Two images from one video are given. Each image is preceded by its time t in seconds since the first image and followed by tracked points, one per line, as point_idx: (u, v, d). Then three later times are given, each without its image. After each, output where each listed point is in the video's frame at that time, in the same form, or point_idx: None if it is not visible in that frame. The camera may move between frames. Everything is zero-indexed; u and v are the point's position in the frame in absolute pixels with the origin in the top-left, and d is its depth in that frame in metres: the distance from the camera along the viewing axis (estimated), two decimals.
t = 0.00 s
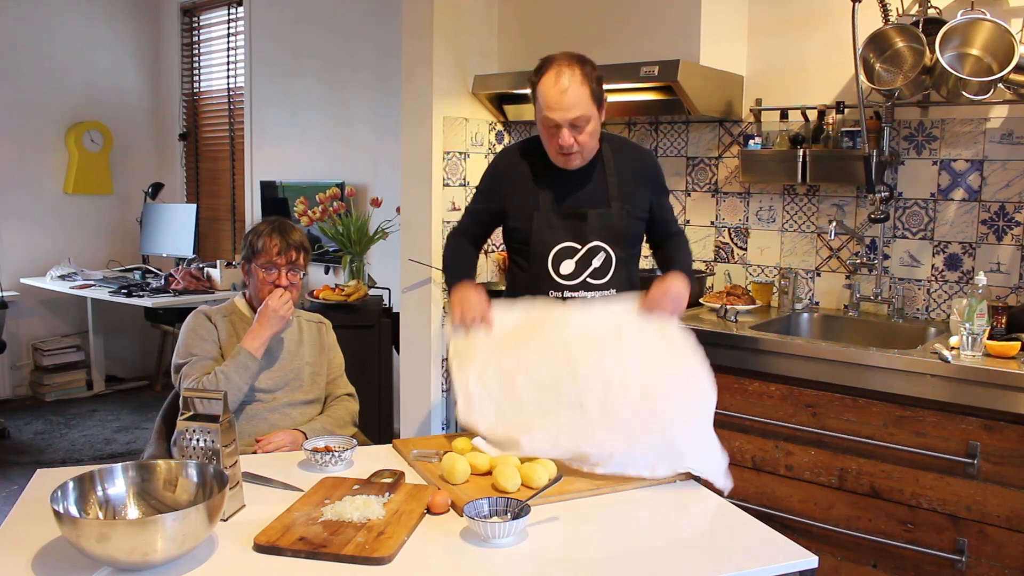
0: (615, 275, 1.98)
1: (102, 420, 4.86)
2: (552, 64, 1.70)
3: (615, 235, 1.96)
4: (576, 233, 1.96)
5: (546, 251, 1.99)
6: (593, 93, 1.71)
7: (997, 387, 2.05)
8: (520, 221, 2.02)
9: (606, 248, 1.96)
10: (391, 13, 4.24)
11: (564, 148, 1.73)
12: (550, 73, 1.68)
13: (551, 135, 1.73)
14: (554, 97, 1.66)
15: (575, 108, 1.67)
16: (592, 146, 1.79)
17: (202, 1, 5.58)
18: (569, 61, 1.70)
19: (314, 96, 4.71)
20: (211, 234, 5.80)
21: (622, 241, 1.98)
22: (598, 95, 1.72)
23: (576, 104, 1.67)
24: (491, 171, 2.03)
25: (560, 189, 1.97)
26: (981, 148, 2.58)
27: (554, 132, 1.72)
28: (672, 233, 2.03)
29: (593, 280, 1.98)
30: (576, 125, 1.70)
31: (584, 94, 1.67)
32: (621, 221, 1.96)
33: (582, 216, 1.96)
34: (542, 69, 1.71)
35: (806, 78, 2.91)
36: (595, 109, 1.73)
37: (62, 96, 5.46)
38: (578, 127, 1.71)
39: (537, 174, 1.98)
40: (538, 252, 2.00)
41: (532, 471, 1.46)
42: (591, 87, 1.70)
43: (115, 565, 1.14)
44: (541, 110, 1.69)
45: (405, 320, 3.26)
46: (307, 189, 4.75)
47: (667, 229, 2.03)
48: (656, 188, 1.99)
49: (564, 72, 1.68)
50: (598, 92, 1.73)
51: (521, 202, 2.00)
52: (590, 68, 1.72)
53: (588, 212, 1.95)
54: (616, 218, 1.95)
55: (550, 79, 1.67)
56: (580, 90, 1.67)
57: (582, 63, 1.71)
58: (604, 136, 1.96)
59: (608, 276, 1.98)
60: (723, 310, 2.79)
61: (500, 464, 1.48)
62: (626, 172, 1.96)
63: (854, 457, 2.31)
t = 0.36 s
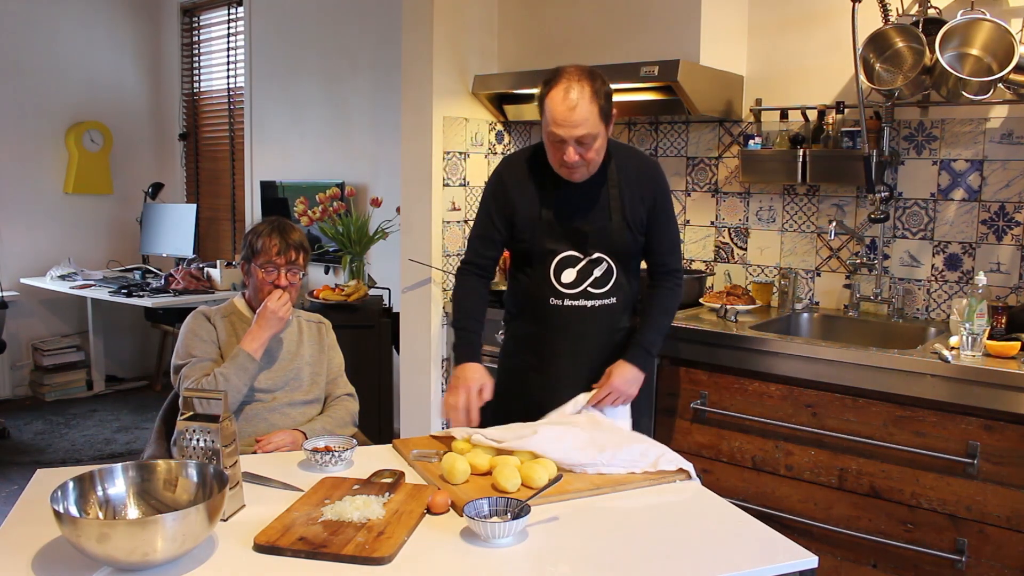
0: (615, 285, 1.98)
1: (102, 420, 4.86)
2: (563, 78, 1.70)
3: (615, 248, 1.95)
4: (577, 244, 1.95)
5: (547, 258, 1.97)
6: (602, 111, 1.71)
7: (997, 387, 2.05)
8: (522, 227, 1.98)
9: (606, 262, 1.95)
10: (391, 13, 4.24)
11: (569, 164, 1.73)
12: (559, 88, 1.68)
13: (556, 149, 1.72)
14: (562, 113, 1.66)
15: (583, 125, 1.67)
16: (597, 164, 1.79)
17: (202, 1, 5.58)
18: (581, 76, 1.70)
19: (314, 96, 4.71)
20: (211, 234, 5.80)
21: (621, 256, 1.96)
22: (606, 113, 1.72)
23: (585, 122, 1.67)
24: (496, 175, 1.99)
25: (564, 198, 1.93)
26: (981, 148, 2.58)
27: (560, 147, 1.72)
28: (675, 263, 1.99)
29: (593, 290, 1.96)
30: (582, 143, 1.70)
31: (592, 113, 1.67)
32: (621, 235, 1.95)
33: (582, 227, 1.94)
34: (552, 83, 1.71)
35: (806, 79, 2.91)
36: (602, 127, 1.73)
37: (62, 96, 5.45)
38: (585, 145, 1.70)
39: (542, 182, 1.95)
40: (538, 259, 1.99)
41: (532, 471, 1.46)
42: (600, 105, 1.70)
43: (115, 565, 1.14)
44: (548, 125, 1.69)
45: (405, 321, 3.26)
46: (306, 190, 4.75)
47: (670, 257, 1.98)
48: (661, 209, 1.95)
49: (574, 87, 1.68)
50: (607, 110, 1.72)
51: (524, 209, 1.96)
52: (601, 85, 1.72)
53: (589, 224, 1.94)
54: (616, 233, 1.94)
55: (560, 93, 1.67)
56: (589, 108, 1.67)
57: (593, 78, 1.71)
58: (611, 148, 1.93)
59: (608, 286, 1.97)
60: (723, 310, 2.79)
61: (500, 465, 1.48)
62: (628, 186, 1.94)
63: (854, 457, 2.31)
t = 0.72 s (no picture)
0: (624, 298, 1.96)
1: (102, 420, 4.86)
2: (580, 104, 1.62)
3: (627, 264, 1.93)
4: (587, 257, 1.94)
5: (558, 268, 1.97)
6: (618, 140, 1.63)
7: (997, 388, 2.05)
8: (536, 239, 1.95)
9: (619, 276, 1.94)
10: (391, 13, 4.23)
11: (581, 193, 1.66)
12: (575, 113, 1.61)
13: (568, 177, 1.65)
14: (576, 139, 1.58)
15: (598, 155, 1.59)
16: (610, 193, 1.72)
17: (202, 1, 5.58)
18: (599, 102, 1.62)
19: (315, 96, 4.70)
20: (211, 234, 5.80)
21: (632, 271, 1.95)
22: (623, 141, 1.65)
23: (599, 152, 1.59)
24: (513, 185, 1.95)
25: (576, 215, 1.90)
26: (981, 148, 2.58)
27: (571, 176, 1.64)
28: (686, 288, 1.91)
29: (600, 301, 1.96)
30: (596, 173, 1.62)
31: (608, 142, 1.60)
32: (632, 252, 1.92)
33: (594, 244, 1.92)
34: (568, 107, 1.63)
35: (806, 79, 2.91)
36: (617, 156, 1.65)
37: (62, 96, 5.45)
38: (599, 175, 1.63)
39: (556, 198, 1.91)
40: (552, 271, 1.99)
41: (532, 471, 1.46)
42: (616, 134, 1.62)
43: (115, 565, 1.14)
44: (562, 150, 1.62)
45: (405, 321, 3.26)
46: (306, 190, 4.75)
47: (677, 280, 1.90)
48: (671, 228, 1.90)
49: (591, 115, 1.60)
50: (622, 139, 1.64)
51: (539, 221, 1.92)
52: (620, 111, 1.64)
53: (599, 240, 1.92)
54: (627, 251, 1.91)
55: (576, 119, 1.60)
56: (606, 136, 1.60)
57: (612, 105, 1.63)
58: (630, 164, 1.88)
59: (616, 299, 1.96)
60: (723, 310, 2.79)
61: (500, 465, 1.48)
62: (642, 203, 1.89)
63: (853, 457, 2.31)
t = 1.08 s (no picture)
0: (647, 308, 1.93)
1: (102, 420, 4.86)
2: (618, 115, 1.60)
3: (646, 276, 1.90)
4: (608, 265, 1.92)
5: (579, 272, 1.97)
6: (652, 155, 1.60)
7: (997, 387, 2.05)
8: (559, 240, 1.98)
9: (639, 286, 1.91)
10: (391, 12, 4.23)
11: (608, 206, 1.63)
12: (610, 124, 1.59)
13: (597, 188, 1.63)
14: (610, 151, 1.56)
15: (630, 168, 1.57)
16: (638, 209, 1.69)
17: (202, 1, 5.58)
18: (636, 115, 1.60)
19: (315, 96, 4.70)
20: (211, 235, 5.80)
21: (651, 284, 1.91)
22: (657, 156, 1.62)
23: (632, 165, 1.57)
24: (541, 184, 1.99)
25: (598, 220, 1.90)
26: (981, 148, 2.58)
27: (600, 187, 1.62)
28: (697, 308, 1.81)
29: (621, 309, 1.94)
30: (626, 186, 1.59)
31: (642, 156, 1.57)
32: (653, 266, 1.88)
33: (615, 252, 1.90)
34: (605, 117, 1.62)
35: (806, 79, 2.91)
36: (650, 171, 1.62)
37: (61, 96, 5.45)
38: (628, 189, 1.60)
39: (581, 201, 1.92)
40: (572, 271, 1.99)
41: (532, 471, 1.46)
42: (651, 149, 1.59)
43: (115, 565, 1.14)
44: (594, 160, 1.60)
45: (405, 320, 3.26)
46: (307, 190, 4.75)
47: (685, 295, 1.81)
48: (691, 243, 1.83)
49: (628, 128, 1.58)
50: (656, 153, 1.62)
51: (559, 221, 1.95)
52: (658, 126, 1.62)
53: (621, 249, 1.90)
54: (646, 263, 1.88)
55: (612, 130, 1.58)
56: (640, 151, 1.57)
57: (651, 119, 1.61)
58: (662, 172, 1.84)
59: (638, 308, 1.93)
60: (723, 310, 2.79)
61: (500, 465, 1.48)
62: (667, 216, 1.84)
63: (853, 457, 2.31)
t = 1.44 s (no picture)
0: (628, 309, 1.91)
1: (102, 420, 4.86)
2: (561, 130, 1.53)
3: (628, 279, 1.84)
4: (587, 274, 1.86)
5: (558, 284, 1.90)
6: (600, 167, 1.53)
7: (997, 387, 2.05)
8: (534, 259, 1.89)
9: (622, 289, 1.86)
10: (391, 12, 4.23)
11: (563, 223, 1.57)
12: (553, 140, 1.52)
13: (549, 206, 1.56)
14: (553, 168, 1.50)
15: (578, 185, 1.50)
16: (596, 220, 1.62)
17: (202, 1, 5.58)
18: (579, 128, 1.53)
19: (315, 96, 4.70)
20: (211, 235, 5.80)
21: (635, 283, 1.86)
22: (606, 168, 1.55)
23: (580, 181, 1.50)
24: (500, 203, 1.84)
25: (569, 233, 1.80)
26: (981, 148, 2.58)
27: (552, 206, 1.56)
28: (690, 302, 1.75)
29: (603, 315, 1.91)
30: (578, 202, 1.53)
31: (588, 170, 1.50)
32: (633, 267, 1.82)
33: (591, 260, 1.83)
34: (547, 133, 1.55)
35: (806, 79, 2.91)
36: (599, 184, 1.54)
37: (61, 96, 5.45)
38: (580, 205, 1.53)
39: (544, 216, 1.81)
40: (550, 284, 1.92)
41: (532, 471, 1.46)
42: (599, 161, 1.52)
43: (115, 565, 1.14)
44: (541, 179, 1.53)
45: (405, 320, 3.26)
46: (307, 190, 4.75)
47: (674, 294, 1.74)
48: (667, 242, 1.74)
49: (570, 143, 1.51)
50: (604, 165, 1.54)
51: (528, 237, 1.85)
52: (604, 135, 1.55)
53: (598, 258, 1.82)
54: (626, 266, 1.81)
55: (554, 147, 1.51)
56: (586, 166, 1.50)
57: (595, 129, 1.54)
58: (619, 180, 1.75)
59: (621, 310, 1.90)
60: (723, 310, 2.78)
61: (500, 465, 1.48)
62: (638, 220, 1.76)
63: (853, 457, 2.31)
